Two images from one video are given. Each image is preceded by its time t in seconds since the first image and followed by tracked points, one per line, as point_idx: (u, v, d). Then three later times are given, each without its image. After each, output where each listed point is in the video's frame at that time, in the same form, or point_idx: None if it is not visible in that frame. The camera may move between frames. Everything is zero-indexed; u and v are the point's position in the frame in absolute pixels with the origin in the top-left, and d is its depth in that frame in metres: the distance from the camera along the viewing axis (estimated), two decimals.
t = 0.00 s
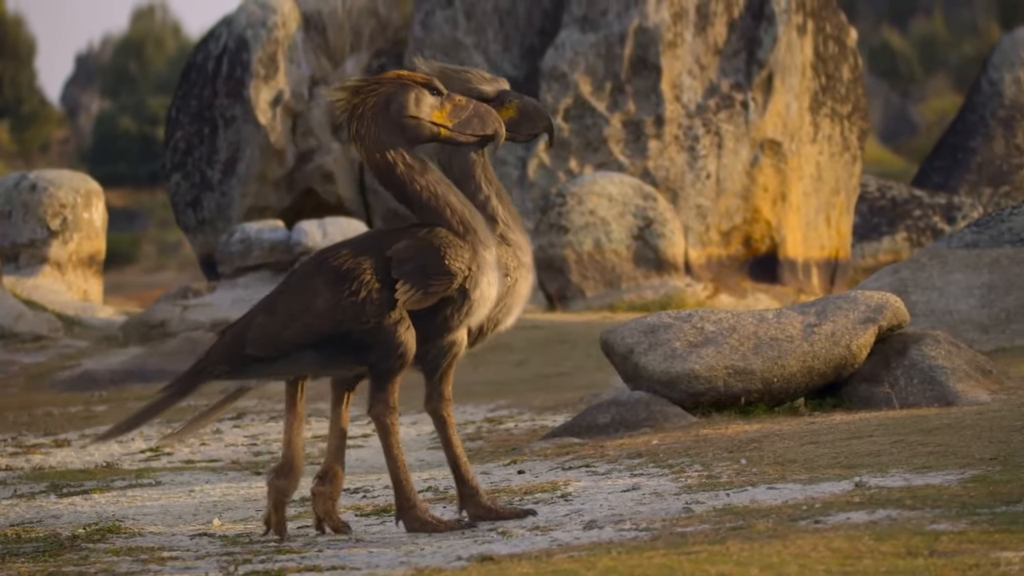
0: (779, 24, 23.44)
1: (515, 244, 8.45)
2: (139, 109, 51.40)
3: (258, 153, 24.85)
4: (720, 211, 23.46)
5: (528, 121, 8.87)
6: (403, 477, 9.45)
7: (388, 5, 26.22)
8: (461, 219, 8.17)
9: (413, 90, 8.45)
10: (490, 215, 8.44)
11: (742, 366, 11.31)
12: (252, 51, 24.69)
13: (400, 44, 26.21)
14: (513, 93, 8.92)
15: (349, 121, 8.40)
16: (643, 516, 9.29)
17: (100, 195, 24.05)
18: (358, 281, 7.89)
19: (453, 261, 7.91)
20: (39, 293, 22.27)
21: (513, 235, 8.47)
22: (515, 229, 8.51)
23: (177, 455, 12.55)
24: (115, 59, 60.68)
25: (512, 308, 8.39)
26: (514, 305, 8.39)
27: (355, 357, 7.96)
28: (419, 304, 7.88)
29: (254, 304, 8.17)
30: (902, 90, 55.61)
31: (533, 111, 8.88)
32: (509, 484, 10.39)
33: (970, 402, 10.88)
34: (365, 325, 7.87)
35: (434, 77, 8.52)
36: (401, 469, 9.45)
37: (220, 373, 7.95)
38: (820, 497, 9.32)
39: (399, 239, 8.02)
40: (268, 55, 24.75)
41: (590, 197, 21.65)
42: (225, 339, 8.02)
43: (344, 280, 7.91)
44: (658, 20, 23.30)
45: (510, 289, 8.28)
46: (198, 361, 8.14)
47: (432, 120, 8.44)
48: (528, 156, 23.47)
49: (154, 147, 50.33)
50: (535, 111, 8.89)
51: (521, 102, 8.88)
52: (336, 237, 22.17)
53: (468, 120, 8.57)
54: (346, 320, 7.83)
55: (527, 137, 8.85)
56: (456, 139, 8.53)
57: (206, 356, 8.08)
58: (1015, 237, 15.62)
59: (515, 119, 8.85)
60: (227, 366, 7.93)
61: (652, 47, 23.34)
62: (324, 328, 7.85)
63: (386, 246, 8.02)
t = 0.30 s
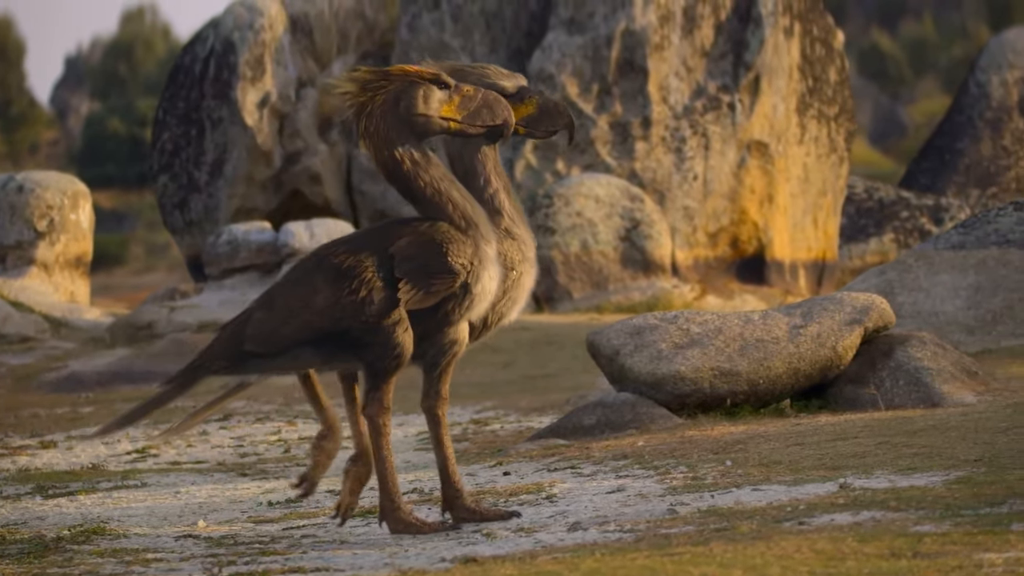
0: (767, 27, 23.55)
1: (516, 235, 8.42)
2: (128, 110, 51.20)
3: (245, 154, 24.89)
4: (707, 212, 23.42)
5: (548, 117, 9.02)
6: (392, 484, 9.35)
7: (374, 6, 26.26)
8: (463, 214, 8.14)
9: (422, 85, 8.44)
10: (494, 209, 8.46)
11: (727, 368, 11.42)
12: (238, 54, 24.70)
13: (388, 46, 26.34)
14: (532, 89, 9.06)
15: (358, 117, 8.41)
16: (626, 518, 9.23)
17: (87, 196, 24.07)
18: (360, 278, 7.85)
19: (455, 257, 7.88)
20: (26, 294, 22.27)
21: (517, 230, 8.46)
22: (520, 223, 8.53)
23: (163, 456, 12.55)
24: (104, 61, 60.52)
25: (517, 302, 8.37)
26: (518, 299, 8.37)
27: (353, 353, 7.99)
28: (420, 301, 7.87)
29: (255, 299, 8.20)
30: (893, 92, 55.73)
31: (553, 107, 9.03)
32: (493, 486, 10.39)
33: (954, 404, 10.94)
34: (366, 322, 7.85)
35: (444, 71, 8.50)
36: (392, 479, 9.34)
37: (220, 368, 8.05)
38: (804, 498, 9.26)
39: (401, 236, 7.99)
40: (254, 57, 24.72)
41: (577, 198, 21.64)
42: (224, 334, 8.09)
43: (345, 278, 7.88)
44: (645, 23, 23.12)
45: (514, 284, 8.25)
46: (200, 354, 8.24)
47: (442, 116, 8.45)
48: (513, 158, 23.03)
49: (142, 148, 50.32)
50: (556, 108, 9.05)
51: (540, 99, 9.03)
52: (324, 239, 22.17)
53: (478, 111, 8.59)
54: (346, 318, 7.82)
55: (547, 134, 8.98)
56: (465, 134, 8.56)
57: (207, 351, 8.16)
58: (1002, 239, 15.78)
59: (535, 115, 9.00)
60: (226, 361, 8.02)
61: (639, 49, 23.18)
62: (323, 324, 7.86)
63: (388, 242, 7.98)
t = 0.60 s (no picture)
0: (754, 29, 23.59)
1: (512, 231, 8.42)
2: (118, 111, 51.15)
3: (233, 156, 24.90)
4: (695, 213, 23.39)
5: (549, 116, 8.89)
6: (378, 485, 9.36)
7: (362, 9, 26.40)
8: (461, 213, 8.13)
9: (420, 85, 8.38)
10: (491, 204, 8.46)
11: (712, 369, 11.51)
12: (227, 56, 24.71)
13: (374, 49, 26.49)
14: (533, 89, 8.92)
15: (356, 118, 8.35)
16: (611, 519, 9.18)
17: (75, 198, 24.06)
18: (359, 280, 7.83)
19: (454, 257, 7.89)
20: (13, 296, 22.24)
21: (515, 226, 8.46)
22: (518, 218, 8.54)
23: (149, 458, 12.54)
24: (94, 63, 60.46)
25: (514, 297, 8.40)
26: (516, 294, 8.40)
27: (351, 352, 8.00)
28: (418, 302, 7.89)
29: (255, 299, 8.20)
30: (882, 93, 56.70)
31: (554, 105, 8.91)
32: (480, 488, 10.38)
33: (941, 405, 10.97)
34: (365, 324, 7.86)
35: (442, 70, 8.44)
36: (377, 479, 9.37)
37: (220, 370, 8.07)
38: (789, 500, 9.19)
39: (399, 236, 7.97)
40: (243, 59, 24.78)
41: (565, 199, 21.74)
42: (224, 336, 8.10)
43: (344, 279, 7.86)
44: (633, 25, 23.13)
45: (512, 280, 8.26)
46: (201, 356, 8.26)
47: (441, 115, 8.44)
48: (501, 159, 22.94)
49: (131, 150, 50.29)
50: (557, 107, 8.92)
51: (540, 98, 8.88)
52: (311, 240, 22.16)
53: (477, 106, 8.56)
54: (344, 320, 7.82)
55: (547, 132, 8.85)
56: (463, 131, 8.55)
57: (207, 353, 8.18)
58: (989, 240, 15.81)
59: (535, 115, 8.87)
60: (226, 363, 8.05)
61: (627, 51, 23.22)
62: (321, 326, 7.86)
63: (387, 242, 7.96)
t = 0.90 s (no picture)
0: (741, 32, 23.62)
1: (506, 225, 8.53)
2: (107, 113, 51.15)
3: (220, 157, 24.89)
4: (682, 214, 23.42)
5: (524, 125, 8.94)
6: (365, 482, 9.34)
7: (349, 11, 26.33)
8: (456, 207, 8.17)
9: (414, 83, 8.45)
10: (483, 200, 8.54)
11: (697, 371, 11.61)
12: (213, 58, 24.70)
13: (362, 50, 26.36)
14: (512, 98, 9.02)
15: (349, 112, 8.38)
16: (596, 519, 9.15)
17: (62, 200, 24.04)
18: (357, 279, 7.88)
19: (451, 253, 7.95)
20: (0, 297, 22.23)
21: (507, 221, 8.57)
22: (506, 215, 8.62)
23: (135, 459, 12.55)
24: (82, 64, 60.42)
25: (508, 291, 8.51)
26: (510, 288, 8.50)
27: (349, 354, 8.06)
28: (416, 299, 7.96)
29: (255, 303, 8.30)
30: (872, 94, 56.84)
31: (530, 115, 8.97)
32: (465, 489, 10.40)
33: (926, 406, 10.98)
34: (363, 325, 7.91)
35: (436, 69, 8.54)
36: (364, 477, 9.35)
37: (222, 376, 8.20)
38: (773, 501, 9.16)
39: (396, 233, 8.01)
40: (229, 61, 24.78)
41: (551, 201, 21.74)
42: (225, 343, 8.22)
43: (342, 280, 7.91)
44: (620, 27, 23.13)
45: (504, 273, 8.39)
46: (204, 362, 8.39)
47: (434, 112, 8.52)
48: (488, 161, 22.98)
49: (120, 151, 50.28)
50: (532, 118, 8.96)
51: (518, 106, 8.97)
52: (298, 242, 22.15)
53: (470, 106, 8.70)
54: (342, 321, 7.89)
55: (517, 140, 8.89)
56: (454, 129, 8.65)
57: (208, 360, 8.31)
58: (975, 241, 15.86)
59: (511, 121, 8.93)
60: (227, 370, 8.17)
61: (614, 53, 23.21)
62: (321, 329, 7.94)
63: (384, 240, 8.00)
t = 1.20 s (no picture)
0: (730, 33, 23.63)
1: (510, 221, 8.57)
2: (97, 113, 51.10)
3: (208, 158, 24.88)
4: (671, 216, 23.45)
5: (517, 127, 8.78)
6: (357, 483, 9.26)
7: (338, 13, 26.30)
8: (459, 205, 8.22)
9: (410, 84, 8.56)
10: (485, 199, 8.56)
11: (686, 372, 11.63)
12: (202, 59, 24.67)
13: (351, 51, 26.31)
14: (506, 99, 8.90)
15: (345, 113, 8.50)
16: (584, 520, 9.13)
17: (51, 201, 24.02)
18: (362, 280, 7.91)
19: (456, 249, 7.98)
20: None
21: (513, 218, 8.62)
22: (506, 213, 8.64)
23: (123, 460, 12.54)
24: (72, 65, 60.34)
25: (515, 286, 8.55)
26: (517, 283, 8.55)
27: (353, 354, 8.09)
28: (422, 297, 7.98)
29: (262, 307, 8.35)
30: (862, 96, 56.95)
31: (523, 116, 8.80)
32: (454, 490, 10.42)
33: (914, 407, 10.99)
34: (368, 326, 7.94)
35: (433, 70, 8.65)
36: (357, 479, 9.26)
37: (232, 380, 8.27)
38: (761, 502, 9.17)
39: (399, 233, 8.05)
40: (218, 62, 24.77)
41: (540, 202, 21.74)
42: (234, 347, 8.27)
43: (347, 281, 7.94)
44: (609, 29, 23.15)
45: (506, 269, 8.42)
46: (214, 367, 8.46)
47: (432, 113, 8.60)
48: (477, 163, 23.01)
49: (110, 152, 50.22)
50: (526, 119, 8.79)
51: (513, 108, 8.84)
52: (287, 243, 22.15)
53: (467, 108, 8.69)
54: (347, 321, 7.92)
55: (510, 141, 8.74)
56: (450, 129, 8.66)
57: (218, 364, 8.37)
58: (963, 242, 15.94)
59: (504, 123, 8.81)
60: (237, 373, 8.24)
61: (603, 55, 23.21)
62: (326, 331, 7.98)
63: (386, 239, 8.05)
